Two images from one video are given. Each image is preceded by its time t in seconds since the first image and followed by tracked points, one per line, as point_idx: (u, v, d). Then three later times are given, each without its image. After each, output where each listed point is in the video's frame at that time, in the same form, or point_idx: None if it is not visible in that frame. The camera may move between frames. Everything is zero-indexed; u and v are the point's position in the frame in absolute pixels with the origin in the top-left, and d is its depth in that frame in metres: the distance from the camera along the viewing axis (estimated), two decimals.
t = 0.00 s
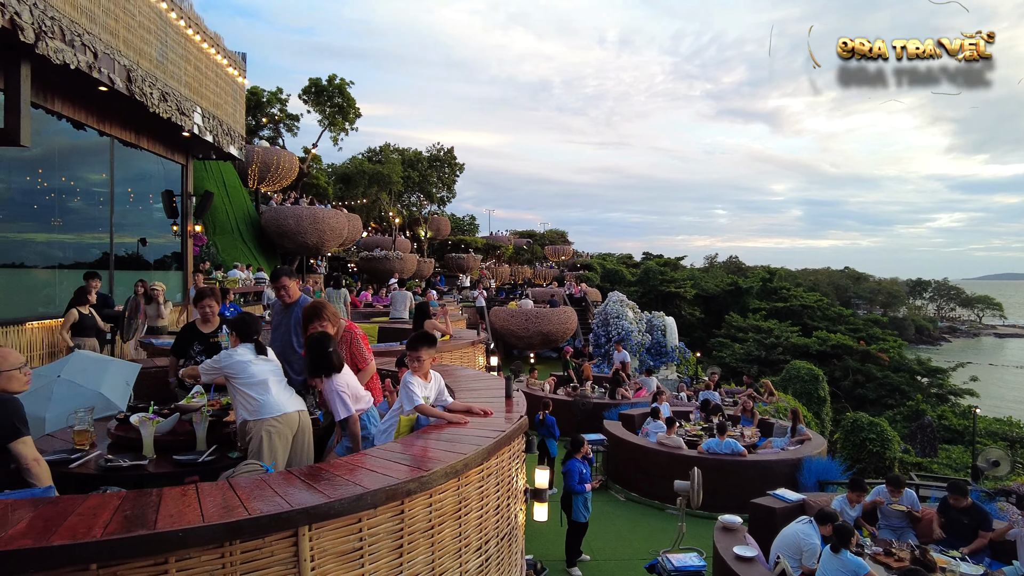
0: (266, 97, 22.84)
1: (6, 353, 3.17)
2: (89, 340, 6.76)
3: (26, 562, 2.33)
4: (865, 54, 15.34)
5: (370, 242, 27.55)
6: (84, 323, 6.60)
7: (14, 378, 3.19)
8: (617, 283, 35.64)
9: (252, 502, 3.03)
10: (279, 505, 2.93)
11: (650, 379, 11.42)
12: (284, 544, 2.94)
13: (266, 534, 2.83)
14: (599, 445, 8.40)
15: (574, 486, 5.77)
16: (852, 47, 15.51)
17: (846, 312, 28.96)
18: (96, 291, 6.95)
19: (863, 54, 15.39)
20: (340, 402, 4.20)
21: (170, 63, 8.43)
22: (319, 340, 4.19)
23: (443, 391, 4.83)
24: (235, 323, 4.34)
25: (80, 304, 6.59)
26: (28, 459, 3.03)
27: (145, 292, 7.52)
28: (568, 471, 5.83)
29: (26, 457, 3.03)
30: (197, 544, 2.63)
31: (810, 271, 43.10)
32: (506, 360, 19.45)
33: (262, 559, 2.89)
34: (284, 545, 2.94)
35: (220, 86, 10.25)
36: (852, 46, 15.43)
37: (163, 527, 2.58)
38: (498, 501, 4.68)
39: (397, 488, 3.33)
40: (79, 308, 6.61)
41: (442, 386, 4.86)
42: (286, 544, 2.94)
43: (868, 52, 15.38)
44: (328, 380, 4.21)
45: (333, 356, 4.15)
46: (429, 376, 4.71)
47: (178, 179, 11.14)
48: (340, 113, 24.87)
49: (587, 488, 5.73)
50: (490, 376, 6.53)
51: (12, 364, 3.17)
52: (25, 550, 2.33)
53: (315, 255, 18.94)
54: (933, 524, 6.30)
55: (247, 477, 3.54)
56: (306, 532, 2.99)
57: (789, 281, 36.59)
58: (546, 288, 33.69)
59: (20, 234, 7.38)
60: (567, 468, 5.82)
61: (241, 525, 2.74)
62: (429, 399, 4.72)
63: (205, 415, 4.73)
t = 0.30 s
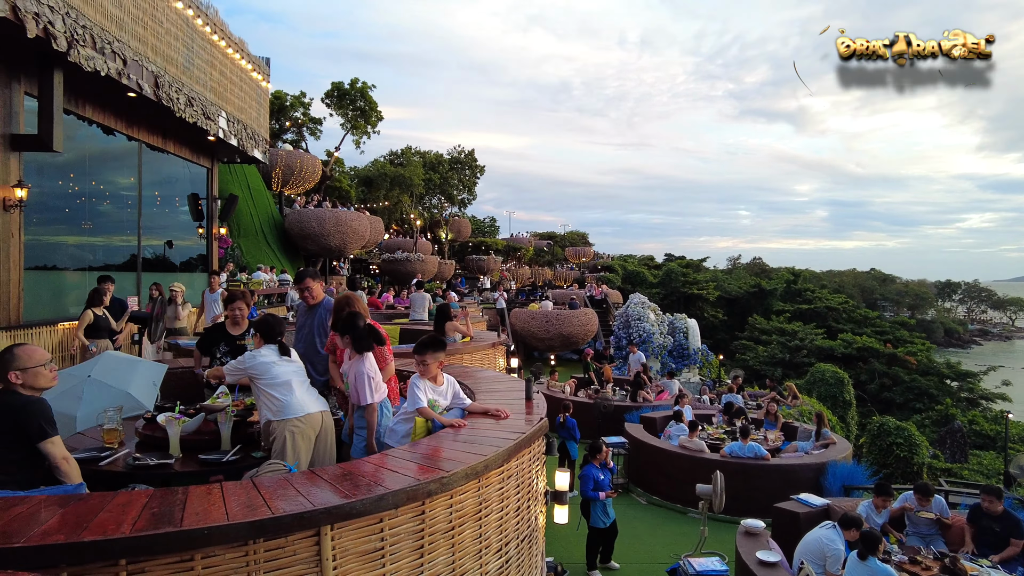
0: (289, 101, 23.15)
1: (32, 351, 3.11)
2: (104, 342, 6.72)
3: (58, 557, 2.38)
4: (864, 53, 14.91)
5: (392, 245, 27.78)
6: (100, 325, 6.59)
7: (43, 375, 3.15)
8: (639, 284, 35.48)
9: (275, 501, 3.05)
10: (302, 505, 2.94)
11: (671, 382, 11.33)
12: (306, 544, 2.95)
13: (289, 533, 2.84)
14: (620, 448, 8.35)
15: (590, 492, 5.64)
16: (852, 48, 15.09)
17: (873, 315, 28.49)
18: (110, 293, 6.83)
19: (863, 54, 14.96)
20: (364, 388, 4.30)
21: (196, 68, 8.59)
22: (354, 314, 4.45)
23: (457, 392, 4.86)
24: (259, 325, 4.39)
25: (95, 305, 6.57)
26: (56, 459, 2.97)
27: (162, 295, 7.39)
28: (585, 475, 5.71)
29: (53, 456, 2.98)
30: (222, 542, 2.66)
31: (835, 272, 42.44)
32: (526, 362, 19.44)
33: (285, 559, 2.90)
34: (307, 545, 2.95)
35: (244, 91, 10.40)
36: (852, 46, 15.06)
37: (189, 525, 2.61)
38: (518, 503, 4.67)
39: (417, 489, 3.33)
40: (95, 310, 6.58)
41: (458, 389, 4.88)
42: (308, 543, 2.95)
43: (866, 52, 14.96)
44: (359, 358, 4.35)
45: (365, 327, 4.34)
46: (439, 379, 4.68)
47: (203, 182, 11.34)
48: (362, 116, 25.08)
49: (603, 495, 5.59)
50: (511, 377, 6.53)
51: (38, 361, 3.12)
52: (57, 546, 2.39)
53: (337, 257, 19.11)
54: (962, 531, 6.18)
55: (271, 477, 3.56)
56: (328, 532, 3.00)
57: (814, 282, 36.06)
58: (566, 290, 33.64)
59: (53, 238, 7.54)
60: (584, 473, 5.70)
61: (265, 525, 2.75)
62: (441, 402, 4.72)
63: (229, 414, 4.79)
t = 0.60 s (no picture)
0: (311, 107, 23.43)
1: (53, 352, 3.18)
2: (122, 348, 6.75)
3: (85, 556, 2.42)
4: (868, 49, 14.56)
5: (412, 248, 27.97)
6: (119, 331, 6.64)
7: (63, 375, 3.20)
8: (659, 287, 35.29)
9: (297, 504, 3.06)
10: (323, 508, 2.94)
11: (692, 387, 11.23)
12: (328, 546, 2.94)
13: (311, 535, 2.84)
14: (640, 452, 8.29)
15: (612, 500, 5.59)
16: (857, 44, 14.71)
17: (898, 319, 28.02)
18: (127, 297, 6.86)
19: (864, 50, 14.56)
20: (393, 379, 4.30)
21: (220, 75, 8.75)
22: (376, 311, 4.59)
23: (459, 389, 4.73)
24: (282, 328, 4.44)
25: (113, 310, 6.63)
26: (77, 459, 3.01)
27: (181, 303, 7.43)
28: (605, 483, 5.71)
29: (74, 456, 3.01)
30: (245, 543, 2.68)
31: (859, 276, 41.83)
32: (545, 365, 19.41)
33: (306, 560, 2.89)
34: (328, 547, 2.94)
35: (266, 97, 10.54)
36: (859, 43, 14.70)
37: (213, 526, 2.63)
38: (537, 508, 4.63)
39: (437, 493, 3.31)
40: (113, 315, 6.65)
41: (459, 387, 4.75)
42: (329, 545, 2.94)
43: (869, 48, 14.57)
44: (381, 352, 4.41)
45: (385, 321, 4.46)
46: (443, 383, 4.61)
47: (226, 187, 11.55)
48: (382, 121, 25.29)
49: (628, 501, 5.57)
50: (530, 381, 6.53)
51: (58, 362, 3.18)
52: (85, 545, 2.42)
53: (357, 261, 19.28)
54: (993, 543, 6.06)
55: (292, 479, 3.57)
56: (349, 535, 2.98)
57: (838, 285, 35.55)
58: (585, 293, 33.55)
59: (80, 242, 7.68)
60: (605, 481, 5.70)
61: (287, 526, 2.76)
62: (445, 407, 4.65)
63: (252, 417, 4.83)
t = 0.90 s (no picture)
0: (330, 115, 23.70)
1: (69, 356, 3.19)
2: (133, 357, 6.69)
3: (110, 558, 2.44)
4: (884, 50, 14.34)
5: (429, 255, 28.14)
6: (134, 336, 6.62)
7: (79, 379, 3.20)
8: (677, 294, 35.10)
9: (317, 509, 3.05)
10: (342, 514, 2.92)
11: (711, 395, 11.14)
12: (346, 552, 2.92)
13: (330, 541, 2.82)
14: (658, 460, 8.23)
15: (638, 509, 5.51)
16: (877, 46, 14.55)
17: (922, 326, 27.59)
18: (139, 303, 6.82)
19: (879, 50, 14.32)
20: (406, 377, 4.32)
21: (241, 85, 8.91)
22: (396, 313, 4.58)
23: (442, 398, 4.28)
24: (304, 331, 4.45)
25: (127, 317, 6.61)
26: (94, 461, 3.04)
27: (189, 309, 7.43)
28: (636, 492, 5.61)
29: (97, 448, 3.02)
30: (265, 549, 2.67)
31: (880, 283, 41.25)
32: (562, 372, 19.37)
33: (324, 567, 2.87)
34: (347, 553, 2.92)
35: (286, 106, 10.68)
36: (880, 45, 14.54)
37: (234, 531, 2.63)
38: (554, 516, 4.59)
39: (455, 500, 3.29)
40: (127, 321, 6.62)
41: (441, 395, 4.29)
42: (348, 551, 2.92)
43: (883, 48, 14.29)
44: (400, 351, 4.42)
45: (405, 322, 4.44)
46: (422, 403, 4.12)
47: (247, 195, 11.74)
48: (400, 129, 25.49)
49: (653, 511, 5.46)
50: (547, 388, 6.51)
51: (75, 366, 3.19)
52: (110, 548, 2.45)
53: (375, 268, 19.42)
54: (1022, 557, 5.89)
55: (311, 485, 3.58)
56: (368, 541, 2.96)
57: (859, 292, 35.09)
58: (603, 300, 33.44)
59: (104, 249, 7.82)
60: (634, 490, 5.61)
61: (307, 533, 2.75)
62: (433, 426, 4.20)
63: (272, 423, 4.84)
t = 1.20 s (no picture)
0: (346, 125, 23.94)
1: (94, 364, 3.25)
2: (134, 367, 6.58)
3: (130, 564, 2.46)
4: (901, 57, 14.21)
5: (444, 264, 28.27)
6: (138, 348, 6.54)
7: (100, 388, 3.25)
8: (692, 303, 34.89)
9: (335, 517, 3.03)
10: (360, 522, 2.92)
11: (728, 406, 11.05)
12: (363, 560, 2.90)
13: (347, 550, 2.81)
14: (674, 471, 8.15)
15: (659, 521, 5.50)
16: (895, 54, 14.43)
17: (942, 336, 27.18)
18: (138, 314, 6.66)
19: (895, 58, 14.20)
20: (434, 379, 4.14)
21: (259, 97, 9.07)
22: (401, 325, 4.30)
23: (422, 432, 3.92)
24: (325, 333, 4.42)
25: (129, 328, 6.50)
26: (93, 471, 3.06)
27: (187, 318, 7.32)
28: (659, 504, 5.59)
29: (91, 464, 3.09)
30: (283, 557, 2.67)
31: (900, 292, 40.68)
32: (577, 381, 19.30)
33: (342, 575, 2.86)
34: (363, 561, 2.90)
35: (303, 116, 10.81)
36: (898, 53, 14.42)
37: (253, 539, 2.63)
38: (569, 526, 4.55)
39: (471, 510, 3.25)
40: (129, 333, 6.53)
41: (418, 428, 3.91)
42: (365, 560, 2.90)
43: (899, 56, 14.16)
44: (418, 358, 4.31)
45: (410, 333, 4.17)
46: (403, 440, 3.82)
47: (264, 205, 11.91)
48: (416, 139, 25.68)
49: (672, 524, 5.44)
50: (562, 398, 6.50)
51: (98, 374, 3.24)
52: (130, 554, 2.46)
53: (390, 277, 19.53)
54: None
55: (328, 492, 3.59)
56: (384, 549, 2.95)
57: (877, 301, 34.64)
58: (617, 308, 33.28)
59: (124, 259, 7.94)
60: (658, 503, 5.60)
61: (324, 540, 2.74)
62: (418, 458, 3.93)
63: (289, 432, 4.85)
